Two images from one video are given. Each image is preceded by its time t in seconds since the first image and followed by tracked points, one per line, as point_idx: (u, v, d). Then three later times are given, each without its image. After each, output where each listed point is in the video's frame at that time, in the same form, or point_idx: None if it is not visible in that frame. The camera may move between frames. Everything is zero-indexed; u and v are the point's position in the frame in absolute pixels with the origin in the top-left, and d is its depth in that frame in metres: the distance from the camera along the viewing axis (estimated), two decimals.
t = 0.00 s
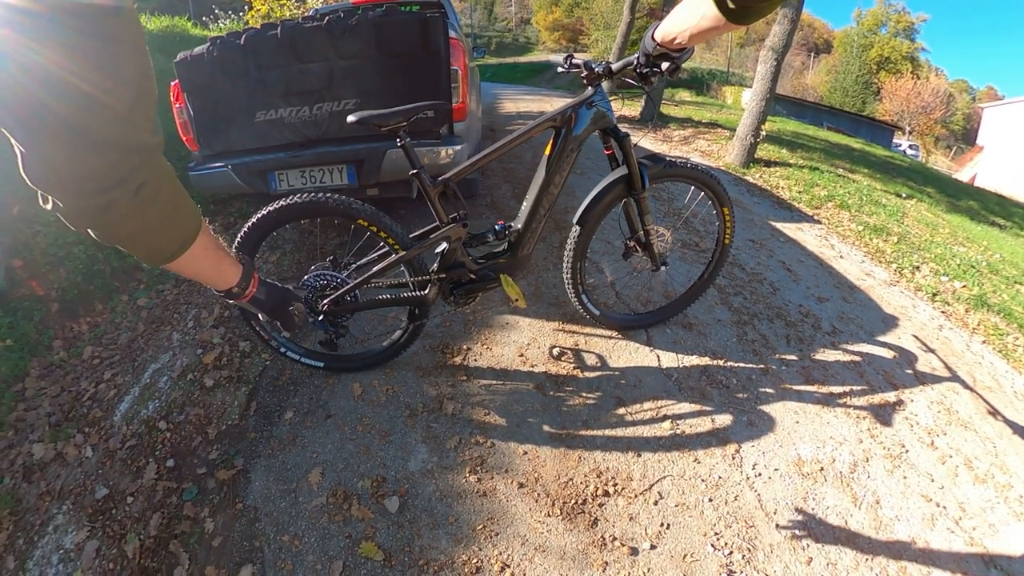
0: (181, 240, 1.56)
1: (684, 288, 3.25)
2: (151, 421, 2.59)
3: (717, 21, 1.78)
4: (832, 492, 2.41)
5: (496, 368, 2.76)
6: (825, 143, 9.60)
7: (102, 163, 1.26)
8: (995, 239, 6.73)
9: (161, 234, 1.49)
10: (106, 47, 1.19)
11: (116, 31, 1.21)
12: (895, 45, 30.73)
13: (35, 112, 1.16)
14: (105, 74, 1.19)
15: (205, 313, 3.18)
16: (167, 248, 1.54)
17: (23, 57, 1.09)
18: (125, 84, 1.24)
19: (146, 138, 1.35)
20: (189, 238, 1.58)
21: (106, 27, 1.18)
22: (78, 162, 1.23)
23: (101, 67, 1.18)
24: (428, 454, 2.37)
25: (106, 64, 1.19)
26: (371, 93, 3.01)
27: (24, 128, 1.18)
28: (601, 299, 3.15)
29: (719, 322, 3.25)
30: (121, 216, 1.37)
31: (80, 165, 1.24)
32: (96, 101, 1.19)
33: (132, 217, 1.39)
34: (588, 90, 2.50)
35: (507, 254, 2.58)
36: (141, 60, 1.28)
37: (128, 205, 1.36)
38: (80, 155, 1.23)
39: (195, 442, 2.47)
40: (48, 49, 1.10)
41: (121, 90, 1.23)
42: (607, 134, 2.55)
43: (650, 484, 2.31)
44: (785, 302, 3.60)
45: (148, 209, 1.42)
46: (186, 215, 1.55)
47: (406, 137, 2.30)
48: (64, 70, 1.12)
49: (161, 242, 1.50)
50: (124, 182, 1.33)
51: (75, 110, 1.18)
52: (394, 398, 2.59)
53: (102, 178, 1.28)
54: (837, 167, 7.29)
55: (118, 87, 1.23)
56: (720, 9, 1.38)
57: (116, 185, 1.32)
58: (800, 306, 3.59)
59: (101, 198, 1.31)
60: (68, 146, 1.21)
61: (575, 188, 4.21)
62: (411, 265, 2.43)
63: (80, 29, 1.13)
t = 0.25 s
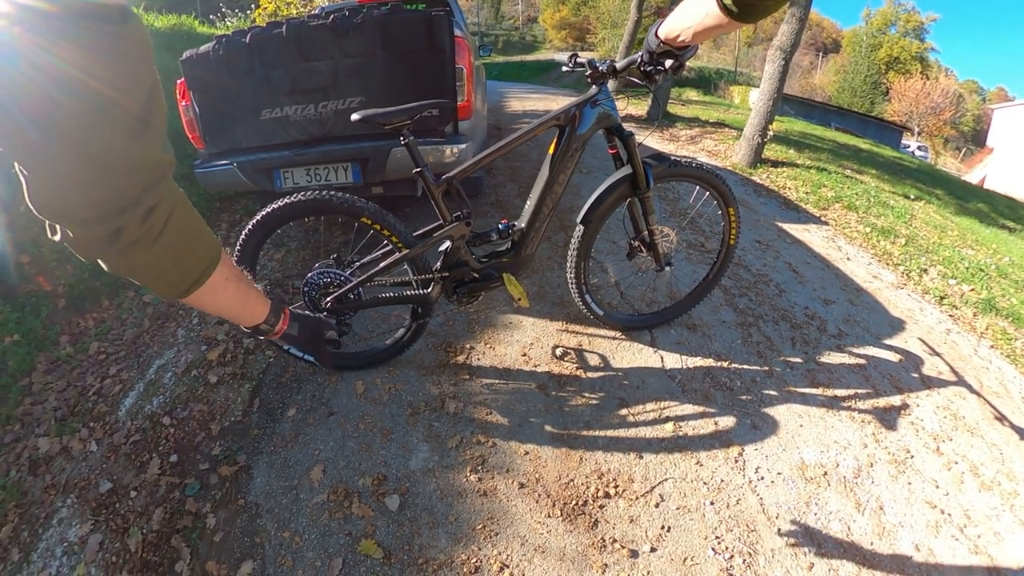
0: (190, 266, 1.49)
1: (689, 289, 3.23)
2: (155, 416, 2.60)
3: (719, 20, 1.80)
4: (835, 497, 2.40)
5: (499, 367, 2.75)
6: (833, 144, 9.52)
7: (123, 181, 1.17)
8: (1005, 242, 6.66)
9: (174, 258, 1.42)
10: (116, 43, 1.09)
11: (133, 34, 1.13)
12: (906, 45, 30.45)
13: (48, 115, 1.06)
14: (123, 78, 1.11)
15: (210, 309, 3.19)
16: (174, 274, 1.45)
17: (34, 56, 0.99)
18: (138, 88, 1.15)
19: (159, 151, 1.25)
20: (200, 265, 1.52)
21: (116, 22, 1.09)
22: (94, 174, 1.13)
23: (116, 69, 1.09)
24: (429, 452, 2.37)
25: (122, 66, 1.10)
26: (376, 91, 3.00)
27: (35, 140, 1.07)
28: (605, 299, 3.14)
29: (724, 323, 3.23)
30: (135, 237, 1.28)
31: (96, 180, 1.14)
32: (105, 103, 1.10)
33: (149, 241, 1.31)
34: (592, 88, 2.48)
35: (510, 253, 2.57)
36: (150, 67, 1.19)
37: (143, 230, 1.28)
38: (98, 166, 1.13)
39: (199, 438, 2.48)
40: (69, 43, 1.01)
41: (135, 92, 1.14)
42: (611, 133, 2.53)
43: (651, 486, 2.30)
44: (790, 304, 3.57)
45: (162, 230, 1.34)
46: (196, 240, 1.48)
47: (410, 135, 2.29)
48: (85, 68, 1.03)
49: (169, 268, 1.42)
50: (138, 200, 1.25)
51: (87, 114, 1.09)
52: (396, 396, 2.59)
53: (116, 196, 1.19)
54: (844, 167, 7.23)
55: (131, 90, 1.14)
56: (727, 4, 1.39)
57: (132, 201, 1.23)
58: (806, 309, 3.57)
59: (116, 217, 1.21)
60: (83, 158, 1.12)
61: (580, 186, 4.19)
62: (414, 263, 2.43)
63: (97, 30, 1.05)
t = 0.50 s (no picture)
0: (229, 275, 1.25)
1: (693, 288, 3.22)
2: (158, 415, 2.60)
3: (727, 20, 1.79)
4: (840, 498, 2.38)
5: (503, 367, 2.74)
6: (835, 144, 9.51)
7: (108, 185, 1.04)
8: (1008, 243, 6.64)
9: (204, 265, 1.20)
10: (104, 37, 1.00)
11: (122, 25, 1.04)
12: (909, 46, 30.39)
13: (34, 112, 0.95)
14: (106, 60, 1.00)
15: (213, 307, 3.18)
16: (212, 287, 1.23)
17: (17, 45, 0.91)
18: (131, 81, 1.05)
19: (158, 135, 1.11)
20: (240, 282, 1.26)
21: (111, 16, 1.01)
22: (82, 169, 1.01)
23: (94, 54, 0.98)
24: (433, 452, 2.36)
25: (107, 53, 1.00)
26: (380, 89, 2.99)
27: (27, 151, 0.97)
28: (609, 299, 3.13)
29: (728, 323, 3.21)
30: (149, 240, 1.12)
31: (89, 175, 1.01)
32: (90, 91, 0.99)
33: (162, 245, 1.13)
34: (598, 87, 2.47)
35: (515, 252, 2.56)
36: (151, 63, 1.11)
37: (146, 241, 1.12)
38: (87, 159, 1.01)
39: (202, 437, 2.47)
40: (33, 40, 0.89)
41: (126, 87, 1.04)
42: (617, 132, 2.52)
43: (656, 487, 2.29)
44: (794, 304, 3.56)
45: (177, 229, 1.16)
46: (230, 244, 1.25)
47: (415, 133, 2.28)
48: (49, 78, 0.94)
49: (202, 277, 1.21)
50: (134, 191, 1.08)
51: (69, 100, 0.97)
52: (400, 396, 2.58)
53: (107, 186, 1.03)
54: (848, 168, 7.21)
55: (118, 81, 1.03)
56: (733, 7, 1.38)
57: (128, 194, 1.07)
58: (810, 309, 3.55)
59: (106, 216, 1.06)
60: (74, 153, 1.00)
61: (583, 186, 4.18)
62: (419, 262, 2.42)
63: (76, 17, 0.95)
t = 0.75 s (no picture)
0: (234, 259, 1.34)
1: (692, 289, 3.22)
2: (157, 414, 2.61)
3: (725, 21, 1.79)
4: (838, 499, 2.39)
5: (501, 367, 2.75)
6: (836, 145, 9.50)
7: (117, 185, 1.14)
8: (1009, 244, 6.63)
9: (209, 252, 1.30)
10: (110, 44, 1.09)
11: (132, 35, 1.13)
12: (911, 46, 30.35)
13: (42, 114, 1.06)
14: (112, 64, 1.09)
15: (213, 307, 3.19)
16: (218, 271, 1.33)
17: (26, 53, 1.02)
18: (137, 83, 1.14)
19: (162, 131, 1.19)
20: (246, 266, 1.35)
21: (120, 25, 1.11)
22: (90, 166, 1.11)
23: (99, 58, 1.08)
24: (431, 452, 2.37)
25: (116, 59, 1.10)
26: (380, 90, 2.99)
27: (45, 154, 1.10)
28: (608, 299, 3.13)
29: (727, 324, 3.22)
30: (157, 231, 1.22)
31: (93, 170, 1.12)
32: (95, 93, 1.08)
33: (170, 234, 1.24)
34: (597, 88, 2.48)
35: (514, 252, 2.56)
36: (158, 64, 1.20)
37: (153, 236, 1.22)
38: (93, 158, 1.11)
39: (201, 436, 2.48)
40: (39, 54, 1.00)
41: (132, 90, 1.13)
42: (615, 133, 2.53)
43: (653, 487, 2.29)
44: (794, 305, 3.56)
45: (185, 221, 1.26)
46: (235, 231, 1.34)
47: (414, 134, 2.29)
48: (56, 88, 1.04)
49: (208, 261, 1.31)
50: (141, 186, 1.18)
51: (75, 102, 1.07)
52: (399, 396, 2.59)
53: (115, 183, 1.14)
54: (848, 168, 7.21)
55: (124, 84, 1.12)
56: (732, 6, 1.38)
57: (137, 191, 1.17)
58: (809, 310, 3.55)
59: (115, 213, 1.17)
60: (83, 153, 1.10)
61: (583, 186, 4.19)
62: (418, 262, 2.42)
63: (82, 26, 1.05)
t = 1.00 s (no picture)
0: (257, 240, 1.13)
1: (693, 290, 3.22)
2: (158, 413, 2.61)
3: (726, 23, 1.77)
4: (838, 501, 2.38)
5: (502, 367, 2.75)
6: (838, 146, 9.49)
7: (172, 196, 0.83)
8: (1012, 245, 6.61)
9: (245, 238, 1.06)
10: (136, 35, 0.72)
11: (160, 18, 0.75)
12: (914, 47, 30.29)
13: (47, 108, 0.73)
14: (132, 62, 0.72)
15: (214, 307, 3.20)
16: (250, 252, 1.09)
17: (34, 48, 0.67)
18: (165, 86, 0.77)
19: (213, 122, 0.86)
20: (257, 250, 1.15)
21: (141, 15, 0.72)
22: (116, 176, 0.78)
23: (113, 57, 0.71)
24: (431, 452, 2.37)
25: (154, 55, 0.74)
26: (381, 90, 3.00)
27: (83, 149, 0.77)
28: (609, 300, 3.14)
29: (728, 326, 3.21)
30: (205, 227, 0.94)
31: (123, 184, 0.79)
32: (107, 95, 0.72)
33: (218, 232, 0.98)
34: (597, 89, 2.48)
35: (514, 253, 2.56)
36: (191, 67, 0.80)
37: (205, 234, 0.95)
38: (113, 166, 0.77)
39: (202, 435, 2.49)
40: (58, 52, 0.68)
41: (156, 93, 0.76)
42: (616, 134, 2.52)
43: (653, 489, 2.29)
44: (795, 306, 3.55)
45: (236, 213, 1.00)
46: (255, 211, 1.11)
47: (415, 135, 2.29)
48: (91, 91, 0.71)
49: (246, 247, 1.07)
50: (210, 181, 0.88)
51: (90, 105, 0.72)
52: (399, 396, 2.59)
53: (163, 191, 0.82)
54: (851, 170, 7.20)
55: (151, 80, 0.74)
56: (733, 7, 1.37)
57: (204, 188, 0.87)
58: (811, 312, 3.55)
59: (171, 212, 0.86)
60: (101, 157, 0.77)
61: (585, 187, 4.19)
62: (418, 263, 2.43)
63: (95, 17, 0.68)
